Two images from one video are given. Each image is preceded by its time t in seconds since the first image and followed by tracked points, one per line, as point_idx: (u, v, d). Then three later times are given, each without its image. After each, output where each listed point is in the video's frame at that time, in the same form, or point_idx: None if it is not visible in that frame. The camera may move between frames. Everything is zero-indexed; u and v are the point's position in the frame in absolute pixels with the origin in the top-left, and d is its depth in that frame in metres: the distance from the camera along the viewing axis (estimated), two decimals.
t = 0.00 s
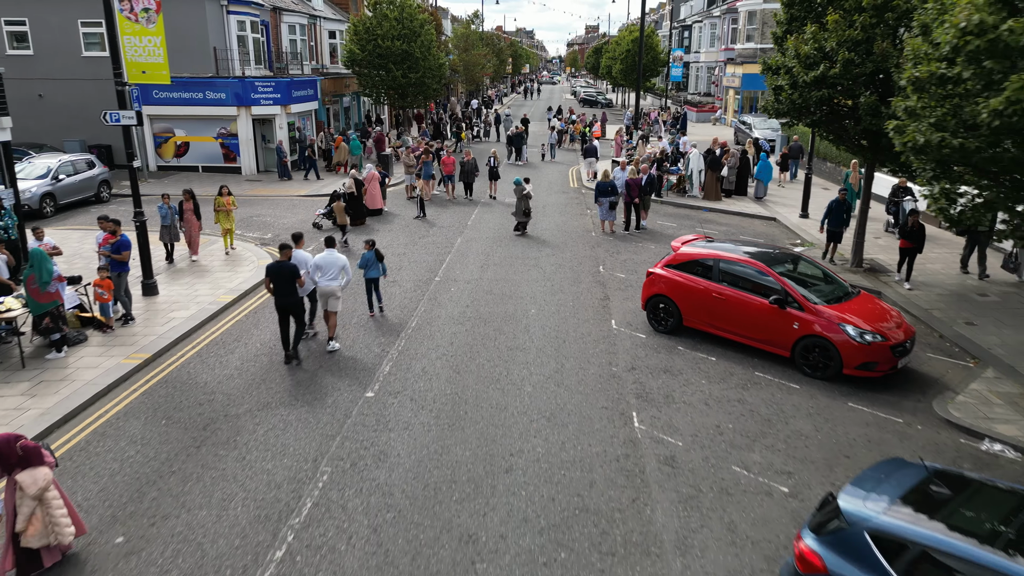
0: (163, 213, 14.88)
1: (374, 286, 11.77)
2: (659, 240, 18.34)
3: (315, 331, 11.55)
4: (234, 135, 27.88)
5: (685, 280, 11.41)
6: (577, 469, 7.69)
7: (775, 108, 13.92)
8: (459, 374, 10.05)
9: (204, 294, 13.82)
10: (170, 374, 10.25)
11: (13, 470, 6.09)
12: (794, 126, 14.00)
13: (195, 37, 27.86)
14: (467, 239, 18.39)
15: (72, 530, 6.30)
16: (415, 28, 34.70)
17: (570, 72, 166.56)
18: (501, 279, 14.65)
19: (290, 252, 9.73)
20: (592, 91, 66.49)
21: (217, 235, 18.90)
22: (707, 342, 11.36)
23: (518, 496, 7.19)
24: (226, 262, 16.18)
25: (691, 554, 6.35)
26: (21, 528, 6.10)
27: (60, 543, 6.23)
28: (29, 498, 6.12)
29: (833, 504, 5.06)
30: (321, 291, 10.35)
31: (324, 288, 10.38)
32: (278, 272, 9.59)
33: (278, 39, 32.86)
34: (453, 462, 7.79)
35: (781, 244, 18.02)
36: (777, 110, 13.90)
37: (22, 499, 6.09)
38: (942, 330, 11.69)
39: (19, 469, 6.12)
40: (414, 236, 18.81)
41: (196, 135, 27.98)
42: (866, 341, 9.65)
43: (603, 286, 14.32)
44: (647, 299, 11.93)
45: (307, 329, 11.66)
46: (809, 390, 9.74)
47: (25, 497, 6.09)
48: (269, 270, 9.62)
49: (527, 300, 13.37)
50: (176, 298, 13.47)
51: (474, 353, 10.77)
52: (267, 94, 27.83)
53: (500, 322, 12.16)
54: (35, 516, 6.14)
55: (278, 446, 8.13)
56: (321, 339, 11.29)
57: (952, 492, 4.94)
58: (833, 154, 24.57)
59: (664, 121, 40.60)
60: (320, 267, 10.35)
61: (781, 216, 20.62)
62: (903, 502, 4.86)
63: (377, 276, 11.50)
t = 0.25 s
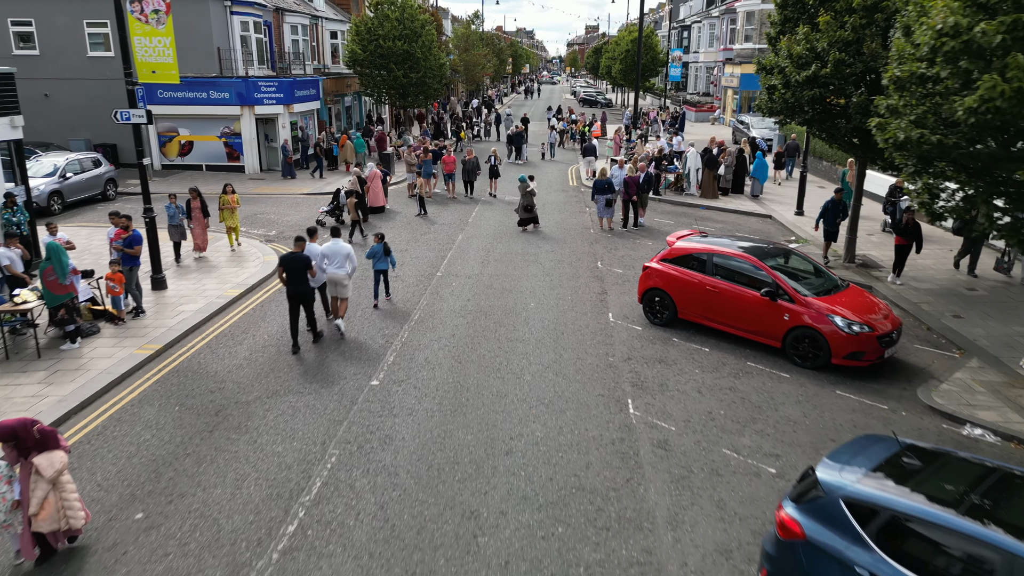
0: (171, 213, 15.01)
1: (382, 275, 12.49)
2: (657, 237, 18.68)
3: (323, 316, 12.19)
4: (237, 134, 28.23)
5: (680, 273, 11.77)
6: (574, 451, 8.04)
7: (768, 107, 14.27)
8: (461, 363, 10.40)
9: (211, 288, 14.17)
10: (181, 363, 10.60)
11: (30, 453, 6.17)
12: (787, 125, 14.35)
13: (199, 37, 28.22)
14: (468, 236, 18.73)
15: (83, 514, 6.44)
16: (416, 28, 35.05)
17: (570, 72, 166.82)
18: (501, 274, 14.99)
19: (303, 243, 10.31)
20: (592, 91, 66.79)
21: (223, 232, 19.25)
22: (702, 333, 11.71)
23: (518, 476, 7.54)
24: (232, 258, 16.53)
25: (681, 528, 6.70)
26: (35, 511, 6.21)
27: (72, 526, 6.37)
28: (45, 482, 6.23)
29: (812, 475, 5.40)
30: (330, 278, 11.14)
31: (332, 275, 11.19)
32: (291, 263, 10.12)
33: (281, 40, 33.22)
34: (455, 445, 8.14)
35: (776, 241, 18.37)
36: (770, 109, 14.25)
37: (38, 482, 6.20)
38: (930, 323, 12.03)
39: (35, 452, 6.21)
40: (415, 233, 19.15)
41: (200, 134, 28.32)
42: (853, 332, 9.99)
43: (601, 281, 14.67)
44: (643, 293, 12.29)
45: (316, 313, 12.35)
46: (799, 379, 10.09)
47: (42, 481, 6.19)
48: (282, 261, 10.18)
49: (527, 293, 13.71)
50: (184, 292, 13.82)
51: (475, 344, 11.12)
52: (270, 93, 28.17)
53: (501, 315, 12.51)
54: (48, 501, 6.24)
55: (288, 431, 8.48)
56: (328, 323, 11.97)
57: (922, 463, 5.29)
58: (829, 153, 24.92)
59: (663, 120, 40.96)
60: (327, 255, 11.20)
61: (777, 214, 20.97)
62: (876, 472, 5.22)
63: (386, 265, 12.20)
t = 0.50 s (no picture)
0: (179, 212, 15.18)
1: (393, 264, 13.28)
2: (654, 233, 19.08)
3: (331, 304, 12.82)
4: (241, 133, 28.62)
5: (675, 267, 12.17)
6: (572, 432, 8.44)
7: (761, 106, 14.69)
8: (464, 352, 10.79)
9: (220, 281, 14.56)
10: (193, 352, 10.99)
11: (55, 437, 6.42)
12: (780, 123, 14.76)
13: (204, 37, 28.65)
14: (469, 233, 19.12)
15: (101, 503, 6.54)
16: (417, 29, 35.45)
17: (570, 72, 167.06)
18: (501, 268, 15.38)
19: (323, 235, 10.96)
20: (592, 91, 67.09)
21: (229, 229, 19.63)
22: (696, 324, 12.10)
23: (519, 454, 7.93)
24: (239, 253, 16.94)
25: (673, 502, 7.08)
26: (54, 494, 6.37)
27: (89, 513, 6.47)
28: (67, 466, 6.42)
29: (792, 445, 5.79)
30: (340, 265, 11.89)
31: (343, 263, 11.93)
32: (309, 253, 10.77)
33: (284, 40, 33.65)
34: (458, 427, 8.53)
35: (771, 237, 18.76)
36: (764, 108, 14.66)
37: (61, 466, 6.40)
38: (917, 314, 12.40)
39: (60, 437, 6.47)
40: (418, 230, 19.54)
41: (204, 133, 28.72)
42: (841, 321, 10.37)
43: (599, 275, 15.07)
44: (639, 285, 12.68)
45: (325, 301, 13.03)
46: (788, 367, 10.48)
47: (64, 464, 6.39)
48: (300, 251, 10.77)
49: (527, 287, 14.09)
50: (194, 285, 14.23)
51: (477, 334, 11.51)
52: (273, 92, 28.55)
53: (501, 307, 12.90)
54: (68, 486, 6.42)
55: (298, 414, 8.88)
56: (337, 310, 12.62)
57: (894, 434, 5.68)
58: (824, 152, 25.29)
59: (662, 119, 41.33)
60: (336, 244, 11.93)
61: (772, 211, 21.36)
62: (851, 441, 5.62)
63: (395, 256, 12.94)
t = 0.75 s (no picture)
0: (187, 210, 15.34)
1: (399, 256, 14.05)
2: (651, 230, 19.42)
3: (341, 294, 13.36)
4: (244, 132, 28.96)
5: (670, 261, 12.51)
6: (570, 417, 8.78)
7: (756, 105, 15.03)
8: (465, 343, 11.13)
9: (226, 276, 14.90)
10: (203, 343, 11.33)
11: (78, 424, 6.63)
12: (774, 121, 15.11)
13: (208, 38, 29.01)
14: (470, 229, 19.46)
15: (119, 491, 6.70)
16: (418, 29, 35.79)
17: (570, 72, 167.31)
18: (501, 264, 15.73)
19: (333, 227, 11.52)
20: (591, 91, 67.38)
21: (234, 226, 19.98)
22: (691, 317, 12.44)
23: (519, 438, 8.27)
24: (245, 249, 17.28)
25: (666, 481, 7.42)
26: (75, 479, 6.57)
27: (108, 500, 6.64)
28: (87, 453, 6.61)
29: (776, 423, 6.13)
30: (353, 257, 12.40)
31: (354, 255, 12.44)
32: (322, 243, 11.32)
33: (286, 40, 34.01)
34: (461, 413, 8.87)
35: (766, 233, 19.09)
36: (758, 107, 15.01)
37: (82, 452, 6.59)
38: (907, 307, 12.74)
39: (83, 424, 6.68)
40: (419, 227, 19.89)
41: (208, 132, 29.07)
42: (831, 313, 10.69)
43: (597, 270, 15.42)
44: (636, 279, 13.03)
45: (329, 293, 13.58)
46: (780, 357, 10.82)
47: (84, 450, 6.59)
48: (313, 242, 11.30)
49: (526, 282, 14.43)
50: (202, 280, 14.56)
51: (479, 326, 11.85)
52: (276, 92, 28.86)
53: (502, 300, 13.24)
54: (90, 472, 6.61)
55: (307, 400, 9.22)
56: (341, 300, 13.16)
57: (872, 412, 6.03)
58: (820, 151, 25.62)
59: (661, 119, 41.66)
60: (347, 237, 12.42)
61: (768, 208, 21.70)
62: (831, 418, 5.97)
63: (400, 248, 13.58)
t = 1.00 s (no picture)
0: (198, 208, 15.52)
1: (407, 246, 14.73)
2: (649, 226, 19.82)
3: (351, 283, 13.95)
4: (248, 131, 29.36)
5: (666, 256, 12.92)
6: (568, 403, 9.17)
7: (750, 104, 15.43)
8: (467, 334, 11.52)
9: (234, 271, 15.30)
10: (214, 334, 11.74)
11: (97, 413, 6.85)
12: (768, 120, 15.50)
13: (212, 38, 29.43)
14: (471, 226, 19.85)
15: (141, 474, 7.05)
16: (419, 29, 36.17)
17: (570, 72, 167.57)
18: (502, 259, 16.12)
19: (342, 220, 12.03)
20: (591, 91, 67.70)
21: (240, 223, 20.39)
22: (686, 309, 12.85)
23: (519, 422, 8.66)
24: (251, 245, 17.69)
25: (658, 460, 7.82)
26: (97, 466, 6.84)
27: (131, 484, 6.99)
28: (107, 439, 6.89)
29: (761, 402, 6.52)
30: (364, 247, 13.06)
31: (366, 245, 13.10)
32: (332, 236, 11.85)
33: (289, 40, 34.42)
34: (463, 398, 9.26)
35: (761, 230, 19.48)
36: (752, 106, 15.41)
37: (103, 440, 6.86)
38: (895, 300, 13.14)
39: (102, 412, 6.90)
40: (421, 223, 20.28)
41: (212, 131, 29.49)
42: (820, 304, 11.09)
43: (596, 265, 15.82)
44: (632, 273, 13.44)
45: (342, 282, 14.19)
46: (771, 347, 11.23)
47: (104, 438, 6.85)
48: (323, 235, 11.83)
49: (526, 276, 14.83)
50: (210, 275, 14.96)
51: (480, 318, 12.25)
52: (280, 92, 29.20)
53: (502, 293, 13.64)
54: (111, 457, 6.89)
55: (316, 387, 9.62)
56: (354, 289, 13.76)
57: (850, 390, 6.43)
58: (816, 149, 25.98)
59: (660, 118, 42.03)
60: (359, 228, 13.10)
61: (764, 206, 22.09)
62: (811, 396, 6.37)
63: (410, 238, 14.17)
